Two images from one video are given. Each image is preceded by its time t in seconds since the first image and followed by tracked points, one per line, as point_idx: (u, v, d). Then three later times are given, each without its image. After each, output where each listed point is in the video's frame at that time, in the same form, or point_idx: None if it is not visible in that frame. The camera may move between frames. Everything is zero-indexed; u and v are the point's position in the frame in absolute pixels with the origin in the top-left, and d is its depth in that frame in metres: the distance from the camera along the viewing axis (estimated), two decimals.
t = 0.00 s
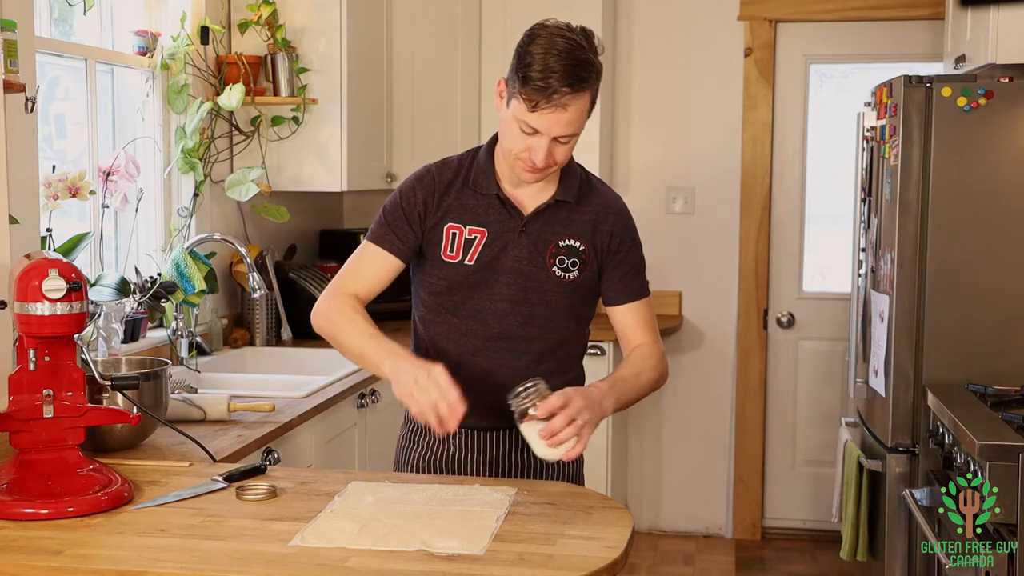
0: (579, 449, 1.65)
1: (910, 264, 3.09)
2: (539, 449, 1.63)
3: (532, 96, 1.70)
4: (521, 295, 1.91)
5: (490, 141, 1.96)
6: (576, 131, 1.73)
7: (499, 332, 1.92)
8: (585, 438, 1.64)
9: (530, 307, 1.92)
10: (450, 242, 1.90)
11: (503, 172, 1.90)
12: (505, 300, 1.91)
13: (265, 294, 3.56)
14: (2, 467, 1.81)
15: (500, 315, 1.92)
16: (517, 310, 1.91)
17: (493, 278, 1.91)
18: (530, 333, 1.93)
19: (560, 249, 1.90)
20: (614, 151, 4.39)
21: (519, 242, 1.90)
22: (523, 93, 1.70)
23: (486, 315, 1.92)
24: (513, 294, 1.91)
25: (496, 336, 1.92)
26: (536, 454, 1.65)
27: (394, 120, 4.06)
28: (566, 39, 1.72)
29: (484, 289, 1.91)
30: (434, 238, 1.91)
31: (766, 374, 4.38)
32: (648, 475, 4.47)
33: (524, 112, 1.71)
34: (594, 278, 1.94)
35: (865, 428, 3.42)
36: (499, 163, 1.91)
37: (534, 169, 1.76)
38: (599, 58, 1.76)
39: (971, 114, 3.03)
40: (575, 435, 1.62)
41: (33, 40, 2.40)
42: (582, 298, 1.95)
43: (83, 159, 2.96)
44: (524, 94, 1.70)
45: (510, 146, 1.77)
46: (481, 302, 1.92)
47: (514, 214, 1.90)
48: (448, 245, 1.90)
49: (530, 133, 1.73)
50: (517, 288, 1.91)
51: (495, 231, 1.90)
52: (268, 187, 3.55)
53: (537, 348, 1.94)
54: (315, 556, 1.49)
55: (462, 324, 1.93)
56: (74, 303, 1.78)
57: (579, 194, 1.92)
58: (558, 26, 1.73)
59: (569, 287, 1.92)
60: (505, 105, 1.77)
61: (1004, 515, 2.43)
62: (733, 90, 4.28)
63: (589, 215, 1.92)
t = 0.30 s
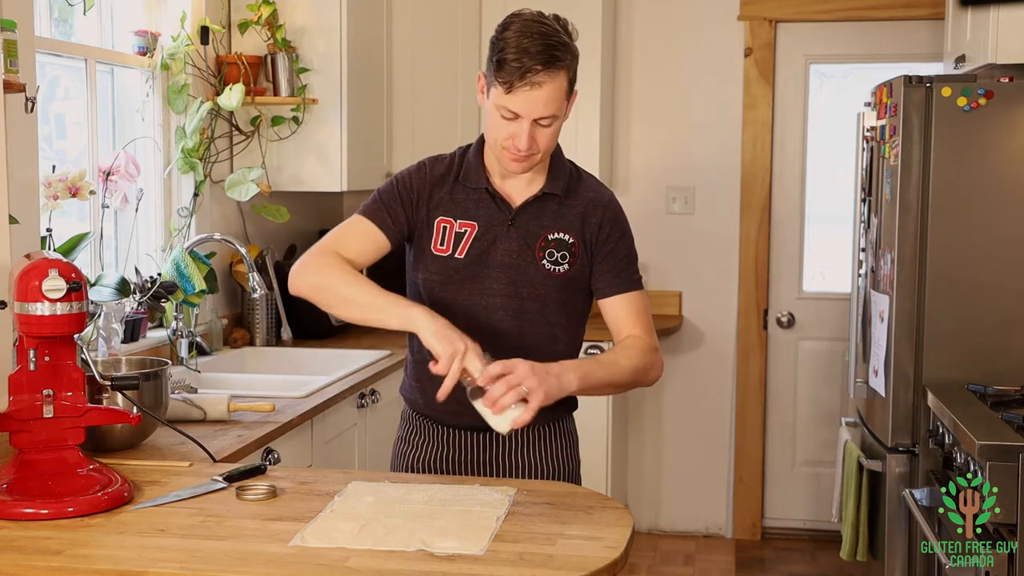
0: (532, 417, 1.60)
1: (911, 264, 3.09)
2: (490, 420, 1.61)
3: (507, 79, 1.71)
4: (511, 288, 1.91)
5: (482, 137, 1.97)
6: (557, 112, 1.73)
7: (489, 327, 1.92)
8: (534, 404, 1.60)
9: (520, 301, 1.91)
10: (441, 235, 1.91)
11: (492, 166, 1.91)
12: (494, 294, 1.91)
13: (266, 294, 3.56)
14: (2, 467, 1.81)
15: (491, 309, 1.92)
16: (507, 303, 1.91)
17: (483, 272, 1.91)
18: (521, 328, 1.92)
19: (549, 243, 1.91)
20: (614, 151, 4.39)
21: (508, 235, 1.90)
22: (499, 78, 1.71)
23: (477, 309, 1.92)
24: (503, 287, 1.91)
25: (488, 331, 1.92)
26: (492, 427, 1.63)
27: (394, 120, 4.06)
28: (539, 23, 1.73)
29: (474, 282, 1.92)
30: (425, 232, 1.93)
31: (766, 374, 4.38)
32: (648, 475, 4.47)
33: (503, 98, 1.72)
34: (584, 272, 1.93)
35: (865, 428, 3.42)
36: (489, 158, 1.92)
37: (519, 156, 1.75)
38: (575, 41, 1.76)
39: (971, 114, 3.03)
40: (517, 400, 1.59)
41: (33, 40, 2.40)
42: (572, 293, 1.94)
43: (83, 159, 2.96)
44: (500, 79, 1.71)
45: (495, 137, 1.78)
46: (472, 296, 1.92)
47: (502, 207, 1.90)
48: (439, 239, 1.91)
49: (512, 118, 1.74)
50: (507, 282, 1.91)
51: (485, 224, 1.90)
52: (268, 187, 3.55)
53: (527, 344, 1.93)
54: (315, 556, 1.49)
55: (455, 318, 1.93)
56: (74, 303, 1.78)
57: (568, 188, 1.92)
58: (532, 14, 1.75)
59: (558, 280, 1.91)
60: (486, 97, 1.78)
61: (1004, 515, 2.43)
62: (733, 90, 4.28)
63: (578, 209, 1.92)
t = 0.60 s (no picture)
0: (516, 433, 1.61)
1: (910, 264, 3.09)
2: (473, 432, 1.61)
3: (504, 80, 1.70)
4: (507, 290, 1.91)
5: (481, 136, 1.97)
6: (554, 114, 1.73)
7: (483, 328, 1.92)
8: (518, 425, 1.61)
9: (516, 303, 1.92)
10: (437, 235, 1.91)
11: (489, 167, 1.91)
12: (490, 295, 1.91)
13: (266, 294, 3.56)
14: (2, 467, 1.81)
15: (486, 310, 1.92)
16: (502, 305, 1.92)
17: (479, 273, 1.91)
18: (516, 330, 1.93)
19: (546, 246, 1.91)
20: (614, 150, 4.39)
21: (505, 237, 1.90)
22: (496, 79, 1.71)
23: (473, 310, 1.92)
24: (498, 289, 1.91)
25: (484, 333, 1.93)
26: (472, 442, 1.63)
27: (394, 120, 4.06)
28: (536, 24, 1.73)
29: (470, 283, 1.92)
30: (422, 231, 1.93)
31: (766, 374, 4.38)
32: (648, 475, 4.47)
33: (500, 99, 1.72)
34: (579, 275, 1.93)
35: (865, 428, 3.42)
36: (486, 158, 1.92)
37: (516, 158, 1.76)
38: (573, 42, 1.76)
39: (971, 114, 3.03)
40: (507, 418, 1.60)
41: (33, 40, 2.40)
42: (566, 295, 1.94)
43: (83, 158, 2.97)
44: (497, 80, 1.71)
45: (492, 138, 1.78)
46: (467, 296, 1.92)
47: (500, 209, 1.90)
48: (435, 238, 1.91)
49: (508, 120, 1.74)
50: (503, 284, 1.91)
51: (482, 226, 1.90)
52: (268, 187, 3.55)
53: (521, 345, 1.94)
54: (315, 556, 1.49)
55: (450, 319, 1.93)
56: (74, 303, 1.78)
57: (565, 190, 1.92)
58: (529, 15, 1.75)
59: (554, 283, 1.92)
60: (484, 97, 1.78)
61: (1004, 515, 2.43)
62: (733, 90, 4.28)
63: (575, 211, 1.92)
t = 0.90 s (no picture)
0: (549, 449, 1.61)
1: (910, 264, 3.09)
2: (507, 445, 1.60)
3: (507, 85, 1.70)
4: (508, 292, 1.91)
5: (478, 137, 1.97)
6: (555, 119, 1.73)
7: (483, 330, 1.93)
8: (554, 440, 1.61)
9: (516, 304, 1.92)
10: (437, 238, 1.91)
11: (488, 169, 1.91)
12: (490, 297, 1.91)
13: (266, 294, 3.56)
14: (2, 467, 1.81)
15: (486, 313, 1.92)
16: (502, 307, 1.92)
17: (479, 275, 1.91)
18: (516, 332, 1.93)
19: (546, 248, 1.91)
20: (614, 150, 4.38)
21: (504, 239, 1.90)
22: (499, 83, 1.71)
23: (473, 312, 1.92)
24: (498, 290, 1.91)
25: (484, 334, 1.93)
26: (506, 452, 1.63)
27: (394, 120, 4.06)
28: (539, 28, 1.73)
29: (470, 285, 1.92)
30: (420, 234, 1.92)
31: (766, 374, 4.37)
32: (649, 475, 4.47)
33: (502, 103, 1.72)
34: (579, 276, 1.94)
35: (865, 428, 3.42)
36: (484, 160, 1.91)
37: (517, 162, 1.75)
38: (575, 47, 1.76)
39: (971, 114, 3.03)
40: (544, 434, 1.59)
41: (33, 40, 2.40)
42: (566, 297, 1.94)
43: (83, 159, 2.96)
44: (500, 84, 1.71)
45: (493, 142, 1.77)
46: (467, 298, 1.92)
47: (500, 211, 1.90)
48: (434, 241, 1.91)
49: (510, 124, 1.73)
50: (503, 286, 1.91)
51: (481, 228, 1.90)
52: (268, 187, 3.55)
53: (521, 347, 1.94)
54: (315, 556, 1.49)
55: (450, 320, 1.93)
56: (74, 303, 1.78)
57: (564, 192, 1.92)
58: (532, 18, 1.75)
59: (555, 285, 1.92)
60: (485, 101, 1.78)
61: (1004, 515, 2.43)
62: (733, 90, 4.28)
63: (575, 213, 1.92)
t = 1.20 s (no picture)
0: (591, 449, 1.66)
1: (911, 264, 3.09)
2: (552, 449, 1.64)
3: (508, 89, 1.70)
4: (512, 293, 1.91)
5: (476, 138, 1.96)
6: (555, 122, 1.73)
7: (488, 332, 1.93)
8: (598, 441, 1.65)
9: (521, 305, 1.92)
10: (439, 240, 1.90)
11: (489, 171, 1.91)
12: (494, 299, 1.91)
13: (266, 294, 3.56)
14: (2, 467, 1.81)
15: (491, 314, 1.92)
16: (507, 308, 1.91)
17: (483, 276, 1.91)
18: (520, 333, 1.93)
19: (549, 247, 1.91)
20: (614, 150, 4.39)
21: (508, 240, 1.90)
22: (499, 86, 1.71)
23: (477, 313, 1.92)
24: (503, 292, 1.91)
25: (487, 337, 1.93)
26: (548, 451, 1.67)
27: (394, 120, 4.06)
28: (538, 30, 1.73)
29: (473, 287, 1.91)
30: (422, 237, 1.91)
31: (766, 374, 4.38)
32: (648, 475, 4.47)
33: (502, 107, 1.72)
34: (582, 274, 1.94)
35: (865, 428, 3.42)
36: (484, 161, 1.91)
37: (518, 164, 1.76)
38: (575, 48, 1.76)
39: (971, 114, 3.03)
40: (589, 438, 1.63)
41: (33, 40, 2.40)
42: (570, 296, 1.95)
43: (83, 158, 2.96)
44: (500, 88, 1.71)
45: (493, 144, 1.77)
46: (471, 300, 1.92)
47: (502, 212, 1.89)
48: (437, 244, 1.90)
49: (510, 127, 1.73)
50: (507, 287, 1.91)
51: (483, 229, 1.89)
52: (268, 187, 3.55)
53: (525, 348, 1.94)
54: (314, 556, 1.49)
55: (454, 322, 1.93)
56: (74, 303, 1.78)
57: (566, 191, 1.92)
58: (531, 20, 1.74)
59: (559, 284, 1.92)
60: (485, 102, 1.77)
61: (1004, 515, 2.43)
62: (733, 89, 4.28)
63: (576, 212, 1.92)
